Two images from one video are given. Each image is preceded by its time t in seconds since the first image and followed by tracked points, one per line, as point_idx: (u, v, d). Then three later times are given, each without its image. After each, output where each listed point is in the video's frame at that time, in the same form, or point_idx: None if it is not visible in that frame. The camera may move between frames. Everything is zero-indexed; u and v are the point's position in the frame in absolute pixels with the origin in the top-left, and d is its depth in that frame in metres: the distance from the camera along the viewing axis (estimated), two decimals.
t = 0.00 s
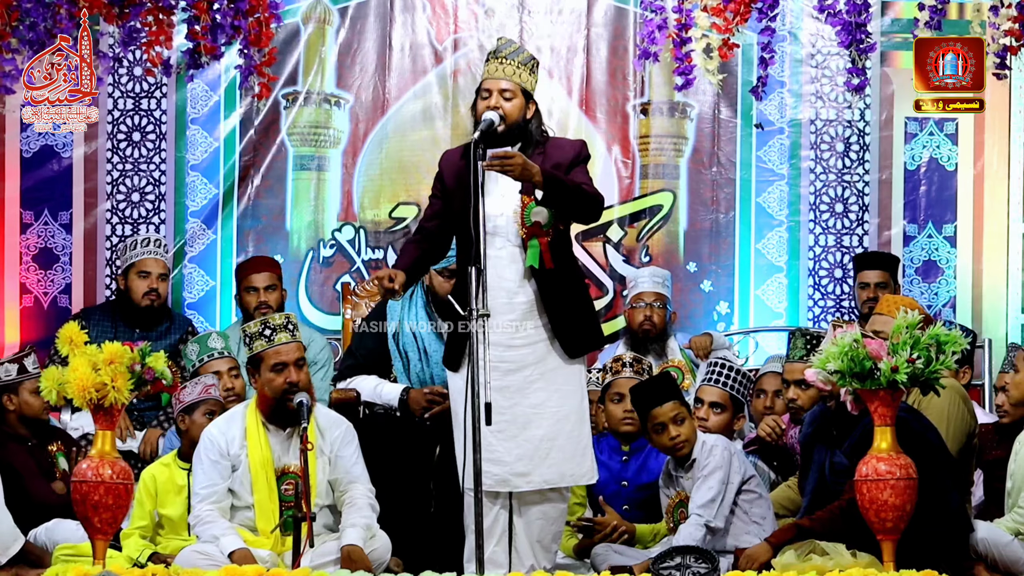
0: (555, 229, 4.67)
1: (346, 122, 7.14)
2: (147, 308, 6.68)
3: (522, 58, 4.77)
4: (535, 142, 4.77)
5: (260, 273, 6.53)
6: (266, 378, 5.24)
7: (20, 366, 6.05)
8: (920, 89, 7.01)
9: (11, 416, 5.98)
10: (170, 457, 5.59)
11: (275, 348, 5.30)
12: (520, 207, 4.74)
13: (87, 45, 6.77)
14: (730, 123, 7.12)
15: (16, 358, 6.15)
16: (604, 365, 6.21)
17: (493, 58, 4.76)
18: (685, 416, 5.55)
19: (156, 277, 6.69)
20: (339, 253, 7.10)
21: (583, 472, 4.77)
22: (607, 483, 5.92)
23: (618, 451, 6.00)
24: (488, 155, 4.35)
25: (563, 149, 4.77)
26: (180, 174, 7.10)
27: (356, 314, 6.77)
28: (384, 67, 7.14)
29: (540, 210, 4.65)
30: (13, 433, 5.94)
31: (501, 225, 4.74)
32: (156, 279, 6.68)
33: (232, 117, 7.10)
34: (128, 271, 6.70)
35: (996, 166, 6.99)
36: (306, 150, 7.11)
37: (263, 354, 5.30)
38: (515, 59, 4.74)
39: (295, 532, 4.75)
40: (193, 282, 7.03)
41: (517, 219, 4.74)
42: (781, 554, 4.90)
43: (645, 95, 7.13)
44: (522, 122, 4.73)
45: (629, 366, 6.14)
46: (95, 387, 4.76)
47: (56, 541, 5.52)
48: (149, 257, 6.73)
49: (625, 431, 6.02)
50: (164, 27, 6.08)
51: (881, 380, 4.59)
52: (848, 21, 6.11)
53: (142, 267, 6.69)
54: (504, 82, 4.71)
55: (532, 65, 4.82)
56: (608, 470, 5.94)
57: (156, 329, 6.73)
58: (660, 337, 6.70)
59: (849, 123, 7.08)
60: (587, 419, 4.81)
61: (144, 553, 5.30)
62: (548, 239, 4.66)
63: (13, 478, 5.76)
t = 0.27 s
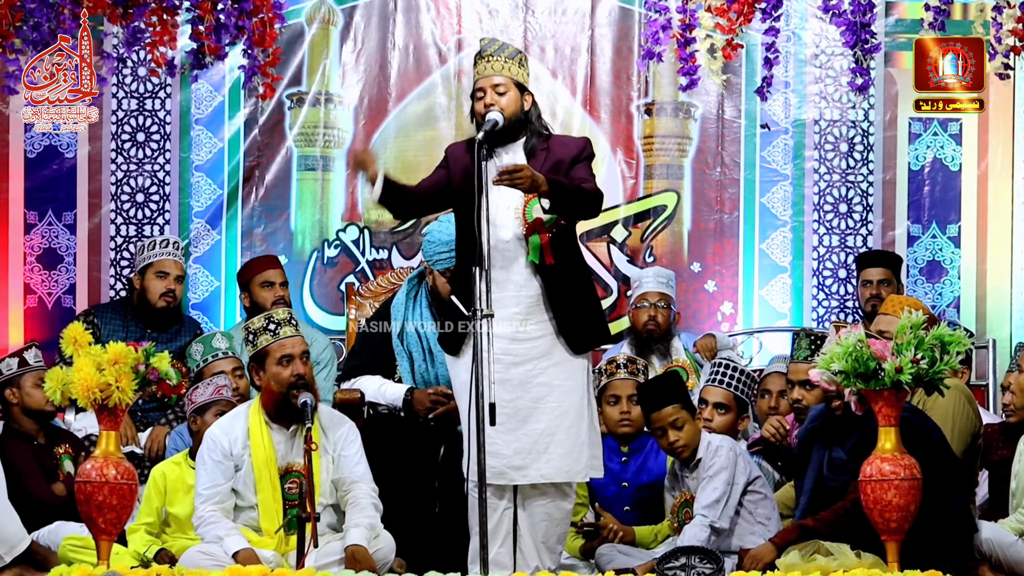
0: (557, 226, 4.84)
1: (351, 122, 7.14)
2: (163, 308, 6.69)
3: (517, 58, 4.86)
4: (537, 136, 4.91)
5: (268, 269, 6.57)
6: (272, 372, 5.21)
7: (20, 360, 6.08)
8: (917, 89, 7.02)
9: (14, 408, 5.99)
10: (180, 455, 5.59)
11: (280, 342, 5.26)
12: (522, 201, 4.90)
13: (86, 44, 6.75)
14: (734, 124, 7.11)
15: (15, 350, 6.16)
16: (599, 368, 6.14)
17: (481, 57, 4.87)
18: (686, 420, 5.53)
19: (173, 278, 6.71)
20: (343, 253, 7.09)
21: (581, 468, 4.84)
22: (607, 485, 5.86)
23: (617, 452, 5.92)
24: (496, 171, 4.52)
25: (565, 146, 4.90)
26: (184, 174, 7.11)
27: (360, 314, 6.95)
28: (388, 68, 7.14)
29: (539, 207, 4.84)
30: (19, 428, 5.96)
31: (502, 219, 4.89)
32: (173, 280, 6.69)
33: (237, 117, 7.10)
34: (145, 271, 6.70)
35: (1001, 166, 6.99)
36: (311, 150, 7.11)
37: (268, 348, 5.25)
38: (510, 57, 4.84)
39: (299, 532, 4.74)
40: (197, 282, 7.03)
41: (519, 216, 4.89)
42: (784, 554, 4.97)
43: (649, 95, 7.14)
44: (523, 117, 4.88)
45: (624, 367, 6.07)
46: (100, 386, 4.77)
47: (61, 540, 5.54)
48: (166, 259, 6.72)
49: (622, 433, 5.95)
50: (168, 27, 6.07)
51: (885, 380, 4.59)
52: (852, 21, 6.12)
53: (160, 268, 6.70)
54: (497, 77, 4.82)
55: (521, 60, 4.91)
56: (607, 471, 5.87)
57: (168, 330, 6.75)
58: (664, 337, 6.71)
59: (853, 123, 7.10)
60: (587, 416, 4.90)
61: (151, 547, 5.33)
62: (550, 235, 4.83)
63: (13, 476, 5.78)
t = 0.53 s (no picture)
0: (569, 223, 4.84)
1: (360, 123, 7.16)
2: (176, 309, 6.68)
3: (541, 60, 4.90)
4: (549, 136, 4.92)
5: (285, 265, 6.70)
6: (280, 364, 5.26)
7: (32, 358, 6.12)
8: (917, 89, 7.04)
9: (26, 407, 6.06)
10: (195, 453, 5.57)
11: (286, 337, 5.34)
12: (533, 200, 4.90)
13: (87, 45, 6.62)
14: (744, 124, 7.13)
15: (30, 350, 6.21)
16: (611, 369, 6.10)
17: (496, 57, 4.88)
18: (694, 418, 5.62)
19: (186, 279, 6.67)
20: (353, 253, 7.10)
21: (584, 466, 4.84)
22: (618, 485, 5.85)
23: (628, 452, 5.92)
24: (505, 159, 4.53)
25: (576, 142, 4.94)
26: (194, 174, 7.11)
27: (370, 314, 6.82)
28: (398, 69, 7.13)
29: (554, 204, 4.80)
30: (29, 427, 6.00)
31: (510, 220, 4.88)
32: (186, 282, 6.66)
33: (246, 117, 7.11)
34: (159, 271, 6.68)
35: (1011, 167, 6.99)
36: (321, 150, 7.12)
37: (275, 344, 5.32)
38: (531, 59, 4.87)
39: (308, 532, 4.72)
40: (207, 282, 7.04)
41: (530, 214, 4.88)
42: (793, 554, 4.93)
43: (658, 95, 7.13)
44: (535, 118, 4.89)
45: (636, 368, 6.04)
46: (109, 387, 4.75)
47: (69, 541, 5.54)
48: (181, 259, 6.69)
49: (634, 434, 5.94)
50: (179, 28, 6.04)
51: (894, 380, 4.58)
52: (862, 22, 6.12)
53: (174, 268, 6.67)
54: (511, 78, 4.83)
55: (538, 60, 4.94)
56: (618, 472, 5.86)
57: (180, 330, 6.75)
58: (674, 337, 6.69)
59: (863, 124, 7.09)
60: (594, 414, 4.90)
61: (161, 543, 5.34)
62: (562, 231, 4.83)
63: (22, 475, 5.76)
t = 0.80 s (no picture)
0: (582, 228, 4.63)
1: (371, 123, 7.17)
2: (187, 309, 6.69)
3: (551, 62, 4.70)
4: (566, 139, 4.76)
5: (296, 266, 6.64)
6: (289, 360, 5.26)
7: (47, 359, 6.21)
8: (917, 89, 7.03)
9: (38, 407, 6.09)
10: (209, 453, 5.53)
11: (288, 334, 5.34)
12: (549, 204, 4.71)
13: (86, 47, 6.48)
14: (755, 124, 7.13)
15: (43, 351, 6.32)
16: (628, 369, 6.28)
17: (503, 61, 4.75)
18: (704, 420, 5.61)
19: (197, 279, 6.68)
20: (363, 253, 7.12)
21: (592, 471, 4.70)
22: (632, 486, 5.87)
23: (643, 453, 5.97)
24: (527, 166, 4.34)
25: (595, 146, 4.78)
26: (205, 174, 7.15)
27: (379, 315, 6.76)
28: (409, 70, 7.16)
29: (567, 207, 4.56)
30: (41, 427, 6.02)
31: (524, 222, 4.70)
32: (197, 282, 6.66)
33: (256, 117, 7.14)
34: (170, 272, 6.69)
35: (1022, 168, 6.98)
36: (331, 151, 7.14)
37: (279, 342, 5.31)
38: (537, 59, 4.68)
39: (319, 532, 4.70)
40: (218, 283, 7.06)
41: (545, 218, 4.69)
42: (803, 554, 4.85)
43: (669, 95, 7.14)
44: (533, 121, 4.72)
45: (654, 367, 6.23)
46: (119, 387, 4.66)
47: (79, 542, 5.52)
48: (191, 260, 6.71)
49: (651, 435, 6.00)
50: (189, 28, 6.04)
51: (905, 380, 4.50)
52: (872, 22, 6.12)
53: (185, 270, 6.67)
54: (512, 83, 4.69)
55: (550, 58, 4.73)
56: (633, 473, 5.89)
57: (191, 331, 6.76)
58: (685, 337, 6.73)
59: (873, 124, 7.10)
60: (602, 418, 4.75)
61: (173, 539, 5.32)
62: (574, 235, 4.62)
63: (33, 474, 5.73)
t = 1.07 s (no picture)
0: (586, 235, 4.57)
1: (375, 123, 7.17)
2: (197, 309, 6.74)
3: (527, 67, 4.67)
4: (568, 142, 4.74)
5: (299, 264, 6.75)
6: (290, 357, 5.26)
7: (52, 357, 6.17)
8: (917, 90, 7.00)
9: (43, 406, 6.06)
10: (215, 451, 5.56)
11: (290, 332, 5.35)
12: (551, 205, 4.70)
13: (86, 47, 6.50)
14: (759, 124, 7.13)
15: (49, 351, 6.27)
16: (635, 369, 6.25)
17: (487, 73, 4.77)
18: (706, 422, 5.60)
19: (208, 280, 6.73)
20: (366, 253, 7.13)
21: (593, 474, 4.64)
22: (638, 486, 5.89)
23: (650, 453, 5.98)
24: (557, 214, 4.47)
25: (597, 146, 4.74)
26: (208, 174, 7.15)
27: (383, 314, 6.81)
28: (412, 70, 7.17)
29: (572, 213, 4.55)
30: (44, 426, 6.04)
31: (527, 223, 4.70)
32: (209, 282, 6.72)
33: (260, 117, 7.15)
34: (180, 272, 6.73)
35: None
36: (335, 151, 7.16)
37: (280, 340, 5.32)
38: (513, 67, 4.67)
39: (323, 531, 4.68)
40: (221, 282, 7.07)
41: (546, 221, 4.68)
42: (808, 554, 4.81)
43: (673, 95, 7.14)
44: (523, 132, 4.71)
45: (661, 368, 6.20)
46: (123, 387, 4.66)
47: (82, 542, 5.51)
48: (200, 261, 6.76)
49: (659, 435, 6.04)
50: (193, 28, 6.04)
51: (908, 381, 4.49)
52: (875, 22, 6.14)
53: (197, 271, 6.73)
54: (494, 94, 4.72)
55: (532, 61, 4.68)
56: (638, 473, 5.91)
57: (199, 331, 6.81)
58: (688, 338, 6.80)
59: (877, 124, 7.11)
60: (603, 422, 4.69)
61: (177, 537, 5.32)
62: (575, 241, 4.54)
63: (37, 473, 5.73)
